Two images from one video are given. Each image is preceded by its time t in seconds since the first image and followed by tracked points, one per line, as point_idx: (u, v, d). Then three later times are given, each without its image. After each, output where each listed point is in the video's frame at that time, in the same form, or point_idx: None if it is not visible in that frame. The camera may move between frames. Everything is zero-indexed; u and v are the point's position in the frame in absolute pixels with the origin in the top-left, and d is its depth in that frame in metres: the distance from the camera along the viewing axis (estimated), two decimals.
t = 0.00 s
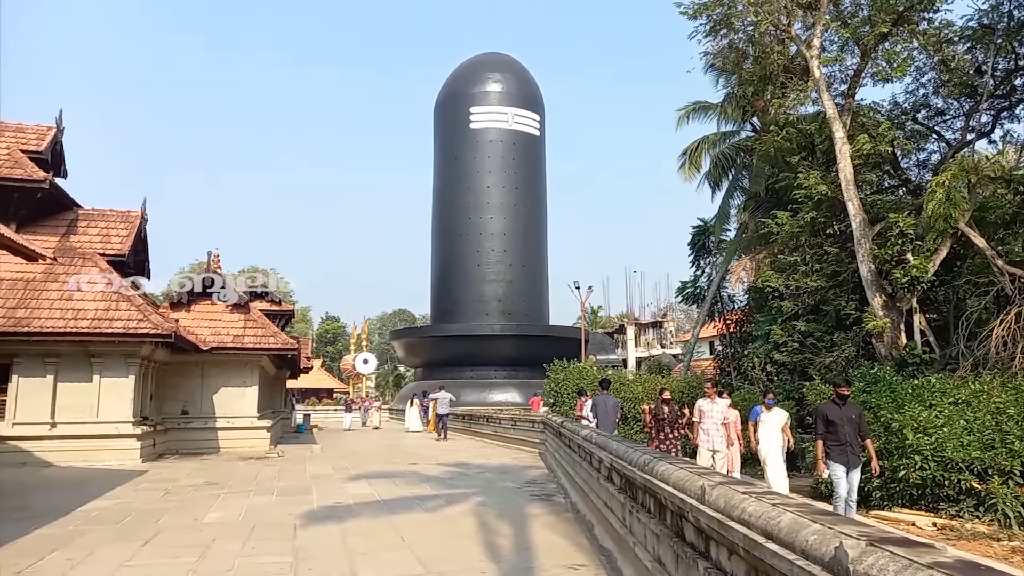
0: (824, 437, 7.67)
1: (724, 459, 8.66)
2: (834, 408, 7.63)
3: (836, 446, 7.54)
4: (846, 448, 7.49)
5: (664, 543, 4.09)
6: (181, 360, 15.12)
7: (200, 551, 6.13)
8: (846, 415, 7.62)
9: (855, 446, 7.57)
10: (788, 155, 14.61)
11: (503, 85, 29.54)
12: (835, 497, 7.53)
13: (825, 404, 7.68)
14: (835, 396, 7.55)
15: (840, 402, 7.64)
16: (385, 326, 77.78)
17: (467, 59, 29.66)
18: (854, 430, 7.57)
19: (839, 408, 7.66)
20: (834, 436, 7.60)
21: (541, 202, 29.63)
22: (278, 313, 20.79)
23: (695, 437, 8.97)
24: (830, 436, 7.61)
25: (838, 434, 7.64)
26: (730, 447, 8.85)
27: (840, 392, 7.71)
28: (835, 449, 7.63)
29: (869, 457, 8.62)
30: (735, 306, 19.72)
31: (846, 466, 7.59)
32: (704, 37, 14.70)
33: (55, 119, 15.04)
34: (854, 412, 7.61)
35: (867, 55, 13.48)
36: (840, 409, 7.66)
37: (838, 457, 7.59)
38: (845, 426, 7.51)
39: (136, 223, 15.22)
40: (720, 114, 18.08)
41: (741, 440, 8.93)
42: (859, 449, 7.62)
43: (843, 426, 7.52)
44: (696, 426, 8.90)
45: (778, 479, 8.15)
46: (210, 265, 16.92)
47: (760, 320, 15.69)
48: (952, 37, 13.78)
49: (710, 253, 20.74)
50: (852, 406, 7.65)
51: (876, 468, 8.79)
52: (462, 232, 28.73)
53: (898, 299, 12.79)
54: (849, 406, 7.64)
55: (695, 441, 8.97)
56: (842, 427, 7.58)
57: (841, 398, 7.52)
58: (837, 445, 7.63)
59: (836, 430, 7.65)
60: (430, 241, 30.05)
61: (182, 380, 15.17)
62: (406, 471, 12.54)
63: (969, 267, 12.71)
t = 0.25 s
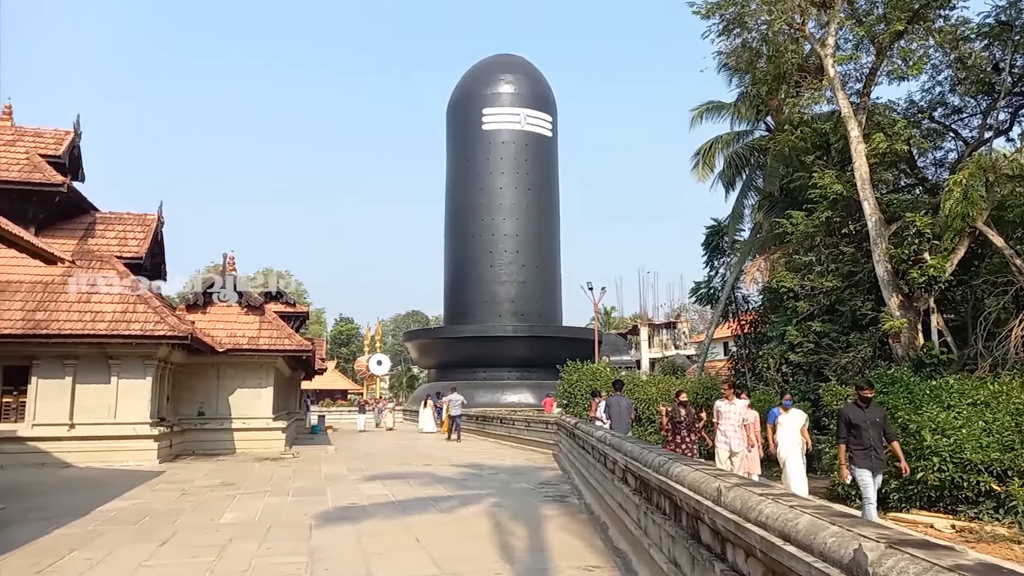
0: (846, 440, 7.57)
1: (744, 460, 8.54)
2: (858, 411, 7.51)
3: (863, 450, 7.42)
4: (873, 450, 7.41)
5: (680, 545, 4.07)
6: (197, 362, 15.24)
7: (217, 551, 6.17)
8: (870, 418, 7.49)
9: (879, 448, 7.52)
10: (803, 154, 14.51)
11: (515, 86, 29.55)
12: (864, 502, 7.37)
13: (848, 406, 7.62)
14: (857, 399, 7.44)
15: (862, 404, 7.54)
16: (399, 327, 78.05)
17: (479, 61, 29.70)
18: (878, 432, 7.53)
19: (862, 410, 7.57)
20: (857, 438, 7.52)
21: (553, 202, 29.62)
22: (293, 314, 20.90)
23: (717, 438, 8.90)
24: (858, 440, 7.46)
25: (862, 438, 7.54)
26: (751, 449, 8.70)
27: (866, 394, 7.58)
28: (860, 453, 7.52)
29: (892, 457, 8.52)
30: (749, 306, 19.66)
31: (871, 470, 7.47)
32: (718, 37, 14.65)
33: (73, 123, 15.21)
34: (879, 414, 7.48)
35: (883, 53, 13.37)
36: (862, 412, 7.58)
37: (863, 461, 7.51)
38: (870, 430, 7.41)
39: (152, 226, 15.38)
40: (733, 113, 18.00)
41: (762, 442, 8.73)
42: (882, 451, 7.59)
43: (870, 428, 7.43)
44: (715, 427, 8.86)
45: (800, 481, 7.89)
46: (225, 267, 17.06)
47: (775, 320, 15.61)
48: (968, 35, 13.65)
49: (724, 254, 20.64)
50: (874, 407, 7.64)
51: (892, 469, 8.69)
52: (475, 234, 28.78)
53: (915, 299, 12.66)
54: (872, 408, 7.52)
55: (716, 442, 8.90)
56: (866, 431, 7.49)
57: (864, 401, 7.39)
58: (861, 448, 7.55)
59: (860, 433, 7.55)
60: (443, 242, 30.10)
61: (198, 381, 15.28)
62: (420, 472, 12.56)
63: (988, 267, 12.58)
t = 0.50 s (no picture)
0: (877, 441, 7.40)
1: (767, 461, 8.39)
2: (889, 412, 7.36)
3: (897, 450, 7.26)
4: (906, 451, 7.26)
5: (699, 544, 4.05)
6: (217, 361, 15.38)
7: (238, 549, 6.23)
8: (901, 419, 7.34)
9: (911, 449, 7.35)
10: (821, 151, 14.37)
11: (531, 85, 29.53)
12: (901, 505, 7.15)
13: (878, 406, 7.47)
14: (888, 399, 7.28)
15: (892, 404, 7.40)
16: (415, 327, 78.32)
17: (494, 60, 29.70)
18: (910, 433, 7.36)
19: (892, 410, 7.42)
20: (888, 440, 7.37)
21: (569, 201, 29.57)
22: (311, 314, 21.04)
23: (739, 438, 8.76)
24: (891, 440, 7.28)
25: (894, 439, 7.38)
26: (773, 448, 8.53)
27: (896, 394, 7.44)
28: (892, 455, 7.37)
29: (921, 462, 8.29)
30: (767, 304, 19.60)
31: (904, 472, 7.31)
32: (734, 33, 14.56)
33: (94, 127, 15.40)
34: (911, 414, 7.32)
35: (902, 48, 13.22)
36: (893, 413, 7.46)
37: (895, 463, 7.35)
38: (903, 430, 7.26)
39: (172, 228, 15.56)
40: (751, 110, 17.88)
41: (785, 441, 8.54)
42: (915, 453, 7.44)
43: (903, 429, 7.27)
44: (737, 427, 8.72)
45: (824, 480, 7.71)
46: (244, 268, 17.21)
47: (794, 318, 15.49)
48: (990, 28, 13.46)
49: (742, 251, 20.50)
50: (906, 407, 7.56)
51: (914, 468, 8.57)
52: (491, 233, 28.81)
53: (937, 296, 12.51)
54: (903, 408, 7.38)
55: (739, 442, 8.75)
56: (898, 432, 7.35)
57: (893, 401, 7.24)
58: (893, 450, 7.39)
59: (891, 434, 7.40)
60: (460, 242, 30.16)
61: (218, 381, 15.42)
62: (438, 471, 12.59)
63: (1011, 264, 12.39)
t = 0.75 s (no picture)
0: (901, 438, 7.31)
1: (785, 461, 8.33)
2: (912, 408, 7.27)
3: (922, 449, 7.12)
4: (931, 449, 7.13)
5: (714, 544, 4.04)
6: (231, 361, 15.48)
7: (254, 548, 6.27)
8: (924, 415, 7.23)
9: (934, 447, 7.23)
10: (835, 148, 14.27)
11: (542, 84, 29.49)
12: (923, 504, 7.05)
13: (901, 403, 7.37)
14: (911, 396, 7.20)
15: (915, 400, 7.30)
16: (428, 326, 78.50)
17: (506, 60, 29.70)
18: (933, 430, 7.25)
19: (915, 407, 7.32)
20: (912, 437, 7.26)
21: (581, 200, 29.53)
22: (325, 314, 21.15)
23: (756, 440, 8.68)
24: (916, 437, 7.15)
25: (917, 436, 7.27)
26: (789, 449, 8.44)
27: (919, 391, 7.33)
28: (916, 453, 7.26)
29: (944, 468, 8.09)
30: (781, 303, 19.54)
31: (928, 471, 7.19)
32: (747, 31, 14.51)
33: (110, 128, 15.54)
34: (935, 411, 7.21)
35: (917, 43, 13.10)
36: (915, 410, 7.38)
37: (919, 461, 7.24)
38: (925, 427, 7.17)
39: (187, 229, 15.69)
40: (763, 107, 17.79)
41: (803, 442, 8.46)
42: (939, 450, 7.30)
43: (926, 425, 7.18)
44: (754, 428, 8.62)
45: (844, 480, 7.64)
46: (258, 268, 17.33)
47: (808, 316, 15.41)
48: (1007, 23, 13.31)
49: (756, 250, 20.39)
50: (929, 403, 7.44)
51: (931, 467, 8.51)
52: (503, 232, 28.82)
53: (953, 293, 12.41)
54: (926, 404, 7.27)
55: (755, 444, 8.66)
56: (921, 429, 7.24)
57: (916, 398, 7.16)
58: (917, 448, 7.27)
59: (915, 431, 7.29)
60: (472, 241, 30.19)
61: (233, 381, 15.53)
62: (451, 470, 12.61)
63: None
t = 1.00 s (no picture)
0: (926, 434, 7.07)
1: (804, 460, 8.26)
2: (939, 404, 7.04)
3: (944, 445, 6.96)
4: (956, 446, 6.95)
5: (728, 542, 4.02)
6: (245, 360, 15.57)
7: (269, 546, 6.30)
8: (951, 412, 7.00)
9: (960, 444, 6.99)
10: (848, 143, 14.15)
11: (553, 81, 29.45)
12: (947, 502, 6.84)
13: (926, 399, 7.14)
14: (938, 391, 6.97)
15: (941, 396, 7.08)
16: (439, 325, 78.63)
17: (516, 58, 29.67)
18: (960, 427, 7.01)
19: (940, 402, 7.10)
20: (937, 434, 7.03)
21: (592, 198, 29.47)
22: (337, 313, 21.22)
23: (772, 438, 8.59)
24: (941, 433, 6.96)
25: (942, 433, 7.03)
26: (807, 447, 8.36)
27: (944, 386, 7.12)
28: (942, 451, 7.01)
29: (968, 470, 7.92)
30: (794, 299, 19.42)
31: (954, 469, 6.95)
32: (759, 26, 14.42)
33: (124, 129, 15.66)
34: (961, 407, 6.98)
35: (932, 37, 12.97)
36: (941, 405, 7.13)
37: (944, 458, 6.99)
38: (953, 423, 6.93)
39: (201, 229, 15.79)
40: (776, 103, 17.68)
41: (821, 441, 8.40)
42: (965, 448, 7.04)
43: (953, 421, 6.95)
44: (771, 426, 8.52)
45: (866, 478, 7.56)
46: (271, 268, 17.41)
47: (822, 312, 15.30)
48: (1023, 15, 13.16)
49: (768, 246, 20.28)
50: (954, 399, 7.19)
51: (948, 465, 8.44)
52: (514, 231, 28.82)
53: (969, 289, 12.27)
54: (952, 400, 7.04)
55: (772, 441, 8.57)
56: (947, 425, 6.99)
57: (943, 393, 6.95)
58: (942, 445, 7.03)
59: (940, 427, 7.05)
60: (483, 240, 30.21)
61: (247, 380, 15.61)
62: (464, 468, 12.63)
63: None
